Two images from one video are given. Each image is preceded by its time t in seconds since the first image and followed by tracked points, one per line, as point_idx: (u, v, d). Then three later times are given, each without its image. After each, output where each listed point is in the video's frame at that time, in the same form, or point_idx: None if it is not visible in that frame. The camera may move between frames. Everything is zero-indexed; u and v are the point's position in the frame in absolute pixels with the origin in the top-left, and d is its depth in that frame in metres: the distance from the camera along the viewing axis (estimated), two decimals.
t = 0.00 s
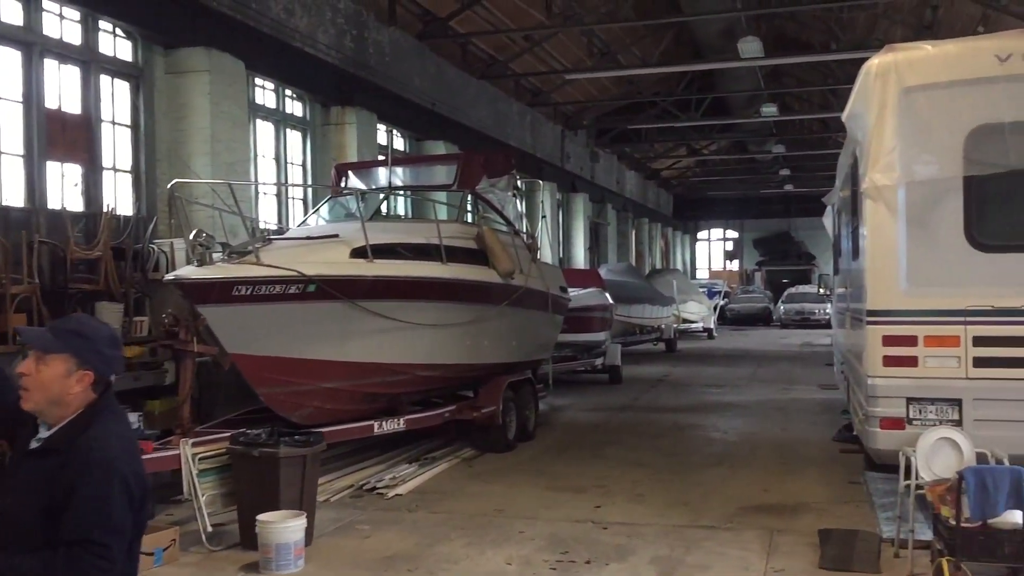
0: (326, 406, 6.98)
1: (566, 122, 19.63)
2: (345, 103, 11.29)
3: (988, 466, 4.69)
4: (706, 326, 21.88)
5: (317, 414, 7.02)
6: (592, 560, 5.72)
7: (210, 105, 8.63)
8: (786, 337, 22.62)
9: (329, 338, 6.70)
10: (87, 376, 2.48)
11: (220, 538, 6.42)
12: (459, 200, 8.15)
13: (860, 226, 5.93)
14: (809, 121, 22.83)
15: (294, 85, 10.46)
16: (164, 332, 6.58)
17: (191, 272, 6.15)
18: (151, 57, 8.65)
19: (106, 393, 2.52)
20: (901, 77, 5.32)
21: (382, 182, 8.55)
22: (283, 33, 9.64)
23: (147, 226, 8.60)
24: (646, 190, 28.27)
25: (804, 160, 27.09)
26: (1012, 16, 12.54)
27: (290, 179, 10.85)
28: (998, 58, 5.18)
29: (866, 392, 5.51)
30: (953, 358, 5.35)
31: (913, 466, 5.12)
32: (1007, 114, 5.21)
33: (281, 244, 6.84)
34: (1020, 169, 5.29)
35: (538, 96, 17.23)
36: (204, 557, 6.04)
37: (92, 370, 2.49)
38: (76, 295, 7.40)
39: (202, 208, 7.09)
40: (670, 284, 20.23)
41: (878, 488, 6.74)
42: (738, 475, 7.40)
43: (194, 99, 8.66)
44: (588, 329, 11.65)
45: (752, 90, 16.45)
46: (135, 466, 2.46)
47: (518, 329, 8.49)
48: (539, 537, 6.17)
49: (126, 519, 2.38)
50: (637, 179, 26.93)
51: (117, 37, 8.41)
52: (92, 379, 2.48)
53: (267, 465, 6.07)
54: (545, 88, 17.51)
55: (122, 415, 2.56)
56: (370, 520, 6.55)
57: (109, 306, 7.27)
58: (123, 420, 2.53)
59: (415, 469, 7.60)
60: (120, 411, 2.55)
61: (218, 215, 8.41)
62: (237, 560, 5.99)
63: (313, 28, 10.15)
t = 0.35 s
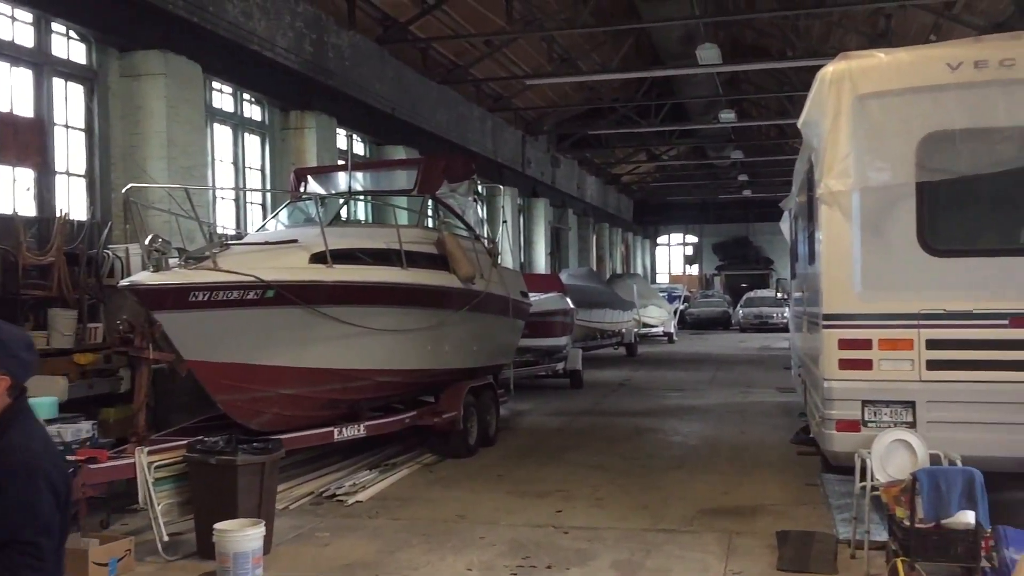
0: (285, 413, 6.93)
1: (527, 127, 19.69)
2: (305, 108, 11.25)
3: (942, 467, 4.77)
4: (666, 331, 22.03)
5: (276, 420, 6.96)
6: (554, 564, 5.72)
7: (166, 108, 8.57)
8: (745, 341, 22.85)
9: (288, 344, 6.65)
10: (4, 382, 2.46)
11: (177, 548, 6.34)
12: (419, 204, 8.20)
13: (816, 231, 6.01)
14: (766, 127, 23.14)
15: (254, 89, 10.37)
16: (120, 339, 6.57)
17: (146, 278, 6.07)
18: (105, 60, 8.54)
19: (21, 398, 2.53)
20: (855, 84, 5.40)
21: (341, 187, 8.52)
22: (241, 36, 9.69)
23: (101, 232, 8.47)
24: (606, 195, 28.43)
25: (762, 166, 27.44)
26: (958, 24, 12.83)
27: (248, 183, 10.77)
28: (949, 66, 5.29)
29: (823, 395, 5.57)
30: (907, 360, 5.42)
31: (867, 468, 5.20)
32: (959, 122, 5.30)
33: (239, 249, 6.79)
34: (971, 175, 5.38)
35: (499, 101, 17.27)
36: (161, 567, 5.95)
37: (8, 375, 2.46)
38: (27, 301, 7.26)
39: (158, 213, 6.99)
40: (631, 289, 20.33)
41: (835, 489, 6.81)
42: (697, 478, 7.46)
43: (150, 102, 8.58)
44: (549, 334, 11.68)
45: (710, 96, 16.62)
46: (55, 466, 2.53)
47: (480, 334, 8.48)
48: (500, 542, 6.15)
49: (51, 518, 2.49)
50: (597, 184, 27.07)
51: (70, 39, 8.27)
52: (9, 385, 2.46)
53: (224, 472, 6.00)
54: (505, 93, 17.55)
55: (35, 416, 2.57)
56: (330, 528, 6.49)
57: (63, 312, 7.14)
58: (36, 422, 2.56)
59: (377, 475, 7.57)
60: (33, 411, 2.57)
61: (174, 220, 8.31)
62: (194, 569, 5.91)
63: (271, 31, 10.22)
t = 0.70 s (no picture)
0: (247, 417, 6.86)
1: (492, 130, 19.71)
2: (267, 110, 11.19)
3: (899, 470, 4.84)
4: (630, 335, 22.14)
5: (237, 425, 6.90)
6: (517, 568, 5.71)
7: (125, 109, 8.48)
8: (708, 344, 23.03)
9: (249, 348, 6.59)
10: None
11: (135, 554, 6.25)
12: (383, 207, 8.12)
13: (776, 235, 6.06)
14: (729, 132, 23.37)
15: (215, 91, 10.26)
16: (76, 344, 6.40)
17: (104, 281, 5.99)
18: (62, 60, 8.42)
19: None
20: (814, 90, 5.45)
21: (305, 190, 8.48)
22: (203, 37, 9.62)
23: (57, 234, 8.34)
24: (570, 199, 28.53)
25: (725, 170, 27.70)
26: (914, 32, 13.05)
27: (209, 186, 10.68)
28: (907, 73, 5.32)
29: (784, 398, 5.62)
30: (864, 363, 5.48)
31: (827, 470, 5.27)
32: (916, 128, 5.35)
33: (200, 251, 6.72)
34: (927, 180, 5.45)
35: (464, 104, 17.26)
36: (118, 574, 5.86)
37: None
38: None
39: (118, 215, 6.91)
40: (595, 292, 20.40)
41: (794, 491, 6.88)
42: (659, 481, 7.50)
43: (108, 102, 8.48)
44: (513, 337, 11.69)
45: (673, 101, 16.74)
46: None
47: (443, 337, 8.47)
48: (463, 547, 6.13)
49: None
50: (561, 187, 27.14)
51: (27, 38, 8.12)
52: None
53: (183, 478, 5.92)
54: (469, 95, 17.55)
55: None
56: (291, 534, 6.42)
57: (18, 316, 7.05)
58: None
59: (339, 480, 7.52)
60: None
61: (133, 223, 8.21)
62: None
63: (234, 33, 10.14)
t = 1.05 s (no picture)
0: (212, 421, 6.79)
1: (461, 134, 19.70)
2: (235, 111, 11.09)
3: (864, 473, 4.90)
4: (599, 339, 22.22)
5: (203, 429, 6.81)
6: (486, 572, 5.69)
7: (91, 109, 8.37)
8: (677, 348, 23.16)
9: (216, 351, 6.52)
10: None
11: (98, 561, 6.15)
12: (352, 210, 8.13)
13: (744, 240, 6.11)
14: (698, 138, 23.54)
15: (182, 92, 10.14)
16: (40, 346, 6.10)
17: (68, 283, 5.84)
18: (26, 59, 8.25)
19: None
20: (782, 97, 5.50)
21: (272, 193, 8.42)
22: (169, 37, 9.53)
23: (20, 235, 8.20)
24: (539, 204, 28.60)
25: (693, 176, 27.91)
26: (880, 41, 13.24)
27: (176, 188, 10.58)
28: (872, 81, 5.39)
29: (752, 402, 5.66)
30: (831, 368, 5.54)
31: (794, 473, 5.33)
32: (881, 135, 5.42)
33: (165, 253, 6.65)
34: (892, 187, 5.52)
35: (433, 107, 17.23)
36: None
37: None
38: None
39: (83, 216, 6.80)
40: (564, 297, 20.45)
41: (761, 494, 6.94)
42: (628, 485, 7.52)
43: (72, 103, 8.37)
44: (482, 341, 11.68)
45: (642, 107, 16.83)
46: None
47: (412, 341, 8.44)
48: (432, 551, 6.10)
49: None
50: (530, 192, 27.20)
51: None
52: None
53: (148, 483, 5.83)
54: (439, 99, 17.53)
55: None
56: (257, 539, 6.36)
57: None
58: None
59: (306, 485, 7.46)
60: None
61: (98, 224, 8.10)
62: None
63: (201, 34, 10.06)
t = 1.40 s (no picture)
0: (185, 431, 6.72)
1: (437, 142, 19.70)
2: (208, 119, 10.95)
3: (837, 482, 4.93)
4: (574, 348, 22.24)
5: (175, 439, 6.74)
6: None
7: (62, 116, 8.28)
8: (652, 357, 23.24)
9: (188, 361, 6.47)
10: None
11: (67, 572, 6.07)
12: (327, 219, 8.11)
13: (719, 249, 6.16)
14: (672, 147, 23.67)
15: (154, 99, 10.04)
16: (4, 356, 5.60)
17: (38, 291, 5.70)
18: None
19: None
20: (756, 109, 5.54)
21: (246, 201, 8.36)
22: (142, 44, 9.46)
23: None
24: (515, 212, 28.65)
25: (668, 185, 28.06)
26: (852, 53, 13.39)
27: (149, 195, 10.55)
28: (845, 93, 5.45)
29: (726, 411, 5.68)
30: (804, 377, 5.59)
31: (768, 481, 5.38)
32: (853, 146, 5.47)
33: (138, 261, 6.59)
34: (864, 198, 5.58)
35: (409, 116, 17.23)
36: None
37: None
38: None
39: (54, 223, 6.72)
40: (539, 305, 20.47)
41: (736, 503, 6.97)
42: (603, 494, 7.52)
43: (44, 109, 8.27)
44: (457, 350, 11.65)
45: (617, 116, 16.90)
46: None
47: (387, 350, 8.41)
48: (406, 562, 6.06)
49: None
50: (506, 200, 27.23)
51: None
52: None
53: (119, 494, 5.76)
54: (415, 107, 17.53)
55: None
56: (230, 550, 6.29)
57: None
58: None
59: (279, 495, 7.41)
60: None
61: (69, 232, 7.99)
62: None
63: (174, 40, 10.00)
